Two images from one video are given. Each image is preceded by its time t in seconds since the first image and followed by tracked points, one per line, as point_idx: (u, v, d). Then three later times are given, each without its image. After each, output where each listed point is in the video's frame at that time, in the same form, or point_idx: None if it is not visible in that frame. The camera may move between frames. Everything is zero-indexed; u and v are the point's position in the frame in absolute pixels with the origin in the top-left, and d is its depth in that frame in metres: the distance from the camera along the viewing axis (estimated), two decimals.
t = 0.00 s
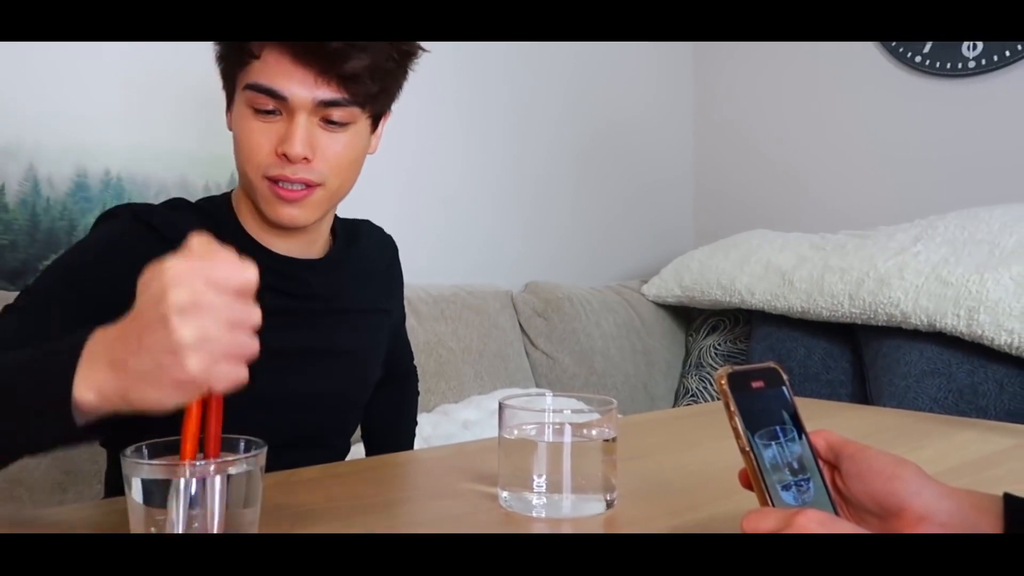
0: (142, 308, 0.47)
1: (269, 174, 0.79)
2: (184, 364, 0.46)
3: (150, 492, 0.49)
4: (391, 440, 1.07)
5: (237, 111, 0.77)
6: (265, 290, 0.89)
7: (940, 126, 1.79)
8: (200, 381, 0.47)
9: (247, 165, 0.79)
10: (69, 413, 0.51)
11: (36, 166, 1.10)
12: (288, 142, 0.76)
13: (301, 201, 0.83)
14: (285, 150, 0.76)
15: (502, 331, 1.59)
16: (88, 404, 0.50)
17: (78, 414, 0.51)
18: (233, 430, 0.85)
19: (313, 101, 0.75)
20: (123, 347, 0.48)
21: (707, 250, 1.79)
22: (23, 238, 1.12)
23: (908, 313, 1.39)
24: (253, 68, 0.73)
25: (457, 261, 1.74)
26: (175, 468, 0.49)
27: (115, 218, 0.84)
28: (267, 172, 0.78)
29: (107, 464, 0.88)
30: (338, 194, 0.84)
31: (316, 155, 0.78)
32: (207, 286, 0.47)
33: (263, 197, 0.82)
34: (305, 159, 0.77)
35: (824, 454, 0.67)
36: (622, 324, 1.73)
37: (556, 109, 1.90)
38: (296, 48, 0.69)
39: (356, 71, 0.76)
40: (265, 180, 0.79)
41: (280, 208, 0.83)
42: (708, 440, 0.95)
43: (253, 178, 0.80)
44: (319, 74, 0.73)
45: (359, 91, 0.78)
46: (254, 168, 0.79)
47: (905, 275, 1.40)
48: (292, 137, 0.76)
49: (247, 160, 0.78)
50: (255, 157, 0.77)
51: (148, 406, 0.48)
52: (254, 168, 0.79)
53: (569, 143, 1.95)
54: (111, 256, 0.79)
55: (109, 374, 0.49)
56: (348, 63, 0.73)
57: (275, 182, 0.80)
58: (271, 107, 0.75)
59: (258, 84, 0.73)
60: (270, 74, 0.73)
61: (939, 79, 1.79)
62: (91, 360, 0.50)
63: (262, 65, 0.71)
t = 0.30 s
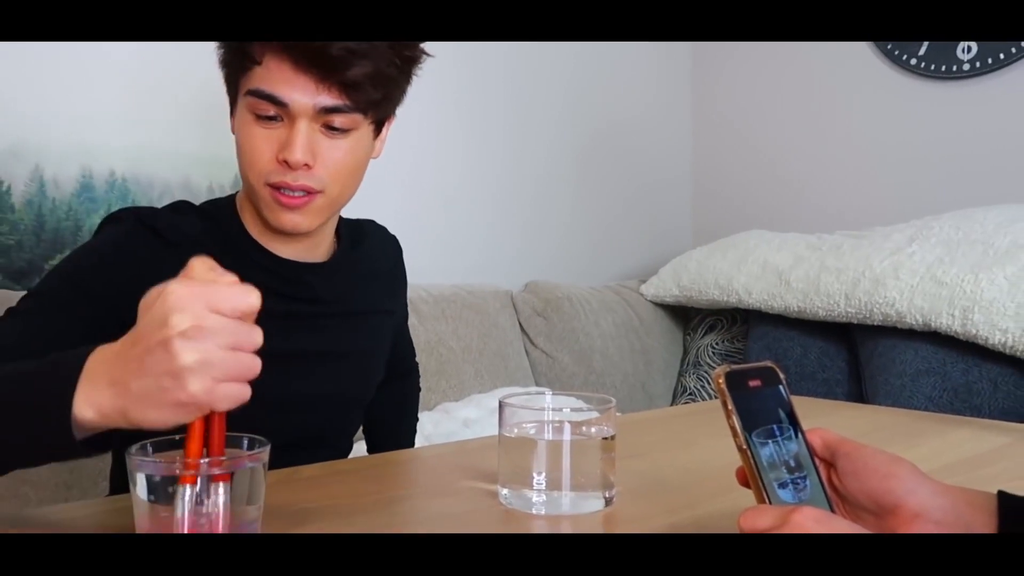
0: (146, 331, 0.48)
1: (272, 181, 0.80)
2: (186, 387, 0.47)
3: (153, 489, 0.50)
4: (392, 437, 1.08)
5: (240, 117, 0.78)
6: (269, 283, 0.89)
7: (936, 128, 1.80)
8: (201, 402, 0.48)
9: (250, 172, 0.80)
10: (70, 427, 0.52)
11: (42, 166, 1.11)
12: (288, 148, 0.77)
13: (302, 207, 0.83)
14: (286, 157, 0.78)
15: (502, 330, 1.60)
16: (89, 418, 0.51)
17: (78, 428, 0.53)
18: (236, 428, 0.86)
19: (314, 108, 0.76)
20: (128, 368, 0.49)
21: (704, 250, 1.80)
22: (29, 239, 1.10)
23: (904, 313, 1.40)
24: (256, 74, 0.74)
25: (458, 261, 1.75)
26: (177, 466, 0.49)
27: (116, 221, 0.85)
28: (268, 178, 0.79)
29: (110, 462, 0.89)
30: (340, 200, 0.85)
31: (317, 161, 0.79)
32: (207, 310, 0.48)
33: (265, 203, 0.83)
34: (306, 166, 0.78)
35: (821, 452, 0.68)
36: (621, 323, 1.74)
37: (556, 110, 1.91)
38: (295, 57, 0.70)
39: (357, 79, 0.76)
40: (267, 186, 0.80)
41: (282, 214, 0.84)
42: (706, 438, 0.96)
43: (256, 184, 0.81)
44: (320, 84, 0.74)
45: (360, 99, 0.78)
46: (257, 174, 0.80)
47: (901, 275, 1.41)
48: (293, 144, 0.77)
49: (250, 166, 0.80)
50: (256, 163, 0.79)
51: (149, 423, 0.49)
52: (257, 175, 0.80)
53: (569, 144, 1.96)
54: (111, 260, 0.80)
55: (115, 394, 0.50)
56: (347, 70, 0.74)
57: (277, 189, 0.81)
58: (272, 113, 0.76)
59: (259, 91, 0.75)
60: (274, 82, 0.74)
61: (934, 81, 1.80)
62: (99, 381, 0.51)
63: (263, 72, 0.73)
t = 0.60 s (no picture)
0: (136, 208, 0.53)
1: (277, 169, 0.80)
2: (175, 250, 0.52)
3: (158, 489, 0.51)
4: (392, 434, 1.09)
5: (245, 108, 0.80)
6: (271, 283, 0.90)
7: (932, 130, 1.81)
8: (191, 266, 0.52)
9: (254, 162, 0.80)
10: (73, 319, 0.56)
11: (48, 167, 1.12)
12: (293, 135, 0.78)
13: (307, 196, 0.83)
14: (291, 144, 0.78)
15: (502, 330, 1.61)
16: (91, 304, 0.56)
17: (83, 323, 0.57)
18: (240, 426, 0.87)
19: (319, 95, 0.79)
20: (123, 249, 0.54)
21: (702, 251, 1.82)
22: (35, 239, 1.11)
23: (899, 312, 1.41)
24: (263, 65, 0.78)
25: (460, 262, 1.76)
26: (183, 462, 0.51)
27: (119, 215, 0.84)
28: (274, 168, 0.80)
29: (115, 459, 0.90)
30: (343, 190, 0.85)
31: (321, 148, 0.80)
32: (191, 178, 0.53)
33: (269, 193, 0.82)
34: (311, 153, 0.79)
35: (817, 450, 0.69)
36: (619, 323, 1.76)
37: (558, 113, 1.93)
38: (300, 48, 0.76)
39: (359, 66, 0.81)
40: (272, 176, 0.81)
41: (286, 204, 0.83)
42: (704, 436, 0.98)
43: (261, 174, 0.81)
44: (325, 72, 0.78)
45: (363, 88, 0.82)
46: (261, 165, 0.80)
47: (896, 275, 1.42)
48: (297, 131, 0.78)
49: (255, 156, 0.80)
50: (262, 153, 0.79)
51: (148, 295, 0.54)
52: (261, 164, 0.80)
53: (570, 147, 1.97)
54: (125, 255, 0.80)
55: (114, 276, 0.55)
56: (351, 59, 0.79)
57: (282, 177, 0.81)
58: (277, 103, 0.78)
59: (266, 80, 0.78)
60: (281, 71, 0.78)
61: (930, 85, 1.81)
62: (99, 271, 0.56)
63: (270, 65, 0.78)
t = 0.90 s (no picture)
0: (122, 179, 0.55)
1: (284, 170, 0.82)
2: (161, 212, 0.53)
3: (162, 487, 0.52)
4: (391, 433, 1.10)
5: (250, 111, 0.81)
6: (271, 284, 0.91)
7: (927, 132, 1.82)
8: (175, 228, 0.53)
9: (259, 163, 0.82)
10: (72, 297, 0.58)
11: (53, 170, 1.13)
12: (299, 137, 0.79)
13: (312, 195, 0.84)
14: (297, 145, 0.80)
15: (501, 330, 1.62)
16: (87, 279, 0.58)
17: (83, 300, 0.58)
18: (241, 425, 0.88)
19: (323, 98, 0.80)
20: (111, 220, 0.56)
21: (699, 251, 1.83)
22: (39, 241, 1.12)
23: (894, 313, 1.42)
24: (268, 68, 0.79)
25: (461, 264, 1.78)
26: (187, 462, 0.52)
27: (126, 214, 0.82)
28: (280, 168, 0.81)
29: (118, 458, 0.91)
30: (347, 189, 0.86)
31: (326, 148, 0.81)
32: (169, 142, 0.55)
33: (274, 193, 0.84)
34: (317, 154, 0.81)
35: (812, 449, 0.70)
36: (617, 323, 1.77)
37: (558, 114, 1.94)
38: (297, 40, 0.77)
39: (362, 68, 0.82)
40: (279, 176, 0.82)
41: (292, 204, 0.85)
42: (701, 435, 0.99)
43: (267, 175, 0.82)
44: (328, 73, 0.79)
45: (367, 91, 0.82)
46: (267, 166, 0.81)
47: (891, 276, 1.44)
48: (303, 133, 0.80)
49: (261, 157, 0.81)
50: (268, 154, 0.81)
51: (139, 264, 0.55)
52: (266, 166, 0.82)
53: (569, 151, 1.98)
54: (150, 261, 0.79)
55: (105, 249, 0.56)
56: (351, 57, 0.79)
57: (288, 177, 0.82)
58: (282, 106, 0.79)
59: (271, 83, 0.79)
60: (286, 74, 0.78)
61: (925, 88, 1.81)
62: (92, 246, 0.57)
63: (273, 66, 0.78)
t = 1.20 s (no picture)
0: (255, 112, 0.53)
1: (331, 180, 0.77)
2: (307, 152, 0.53)
3: (166, 488, 0.53)
4: (393, 432, 1.11)
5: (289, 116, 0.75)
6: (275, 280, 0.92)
7: (923, 134, 1.84)
8: (318, 166, 0.54)
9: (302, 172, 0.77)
10: (211, 233, 0.55)
11: (56, 171, 1.17)
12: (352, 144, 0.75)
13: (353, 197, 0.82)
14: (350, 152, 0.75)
15: (501, 330, 1.63)
16: (228, 218, 0.55)
17: (221, 237, 0.55)
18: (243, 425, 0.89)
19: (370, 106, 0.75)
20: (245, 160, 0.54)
21: (697, 252, 1.84)
22: (44, 241, 1.14)
23: (889, 313, 1.43)
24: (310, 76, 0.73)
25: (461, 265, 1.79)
26: (188, 462, 0.52)
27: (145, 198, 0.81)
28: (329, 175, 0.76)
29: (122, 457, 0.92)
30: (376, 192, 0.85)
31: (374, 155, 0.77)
32: (297, 83, 0.53)
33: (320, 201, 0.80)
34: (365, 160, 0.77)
35: (810, 448, 0.71)
36: (615, 323, 1.78)
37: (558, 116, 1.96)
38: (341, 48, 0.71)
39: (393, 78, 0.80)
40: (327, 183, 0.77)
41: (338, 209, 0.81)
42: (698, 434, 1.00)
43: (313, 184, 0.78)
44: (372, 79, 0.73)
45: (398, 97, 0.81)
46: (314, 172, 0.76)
47: (886, 276, 1.45)
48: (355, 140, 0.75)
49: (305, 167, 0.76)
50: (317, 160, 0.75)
51: (279, 204, 0.54)
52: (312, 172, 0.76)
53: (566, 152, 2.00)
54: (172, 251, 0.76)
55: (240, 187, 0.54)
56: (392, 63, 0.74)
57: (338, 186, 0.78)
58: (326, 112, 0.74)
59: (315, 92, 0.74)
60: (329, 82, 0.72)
61: (920, 91, 1.82)
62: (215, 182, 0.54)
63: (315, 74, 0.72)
